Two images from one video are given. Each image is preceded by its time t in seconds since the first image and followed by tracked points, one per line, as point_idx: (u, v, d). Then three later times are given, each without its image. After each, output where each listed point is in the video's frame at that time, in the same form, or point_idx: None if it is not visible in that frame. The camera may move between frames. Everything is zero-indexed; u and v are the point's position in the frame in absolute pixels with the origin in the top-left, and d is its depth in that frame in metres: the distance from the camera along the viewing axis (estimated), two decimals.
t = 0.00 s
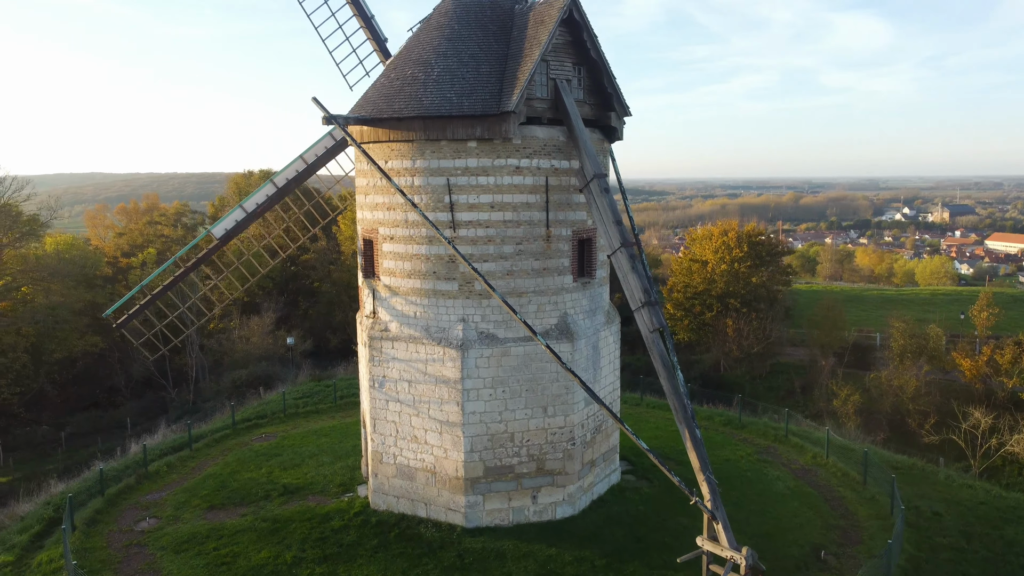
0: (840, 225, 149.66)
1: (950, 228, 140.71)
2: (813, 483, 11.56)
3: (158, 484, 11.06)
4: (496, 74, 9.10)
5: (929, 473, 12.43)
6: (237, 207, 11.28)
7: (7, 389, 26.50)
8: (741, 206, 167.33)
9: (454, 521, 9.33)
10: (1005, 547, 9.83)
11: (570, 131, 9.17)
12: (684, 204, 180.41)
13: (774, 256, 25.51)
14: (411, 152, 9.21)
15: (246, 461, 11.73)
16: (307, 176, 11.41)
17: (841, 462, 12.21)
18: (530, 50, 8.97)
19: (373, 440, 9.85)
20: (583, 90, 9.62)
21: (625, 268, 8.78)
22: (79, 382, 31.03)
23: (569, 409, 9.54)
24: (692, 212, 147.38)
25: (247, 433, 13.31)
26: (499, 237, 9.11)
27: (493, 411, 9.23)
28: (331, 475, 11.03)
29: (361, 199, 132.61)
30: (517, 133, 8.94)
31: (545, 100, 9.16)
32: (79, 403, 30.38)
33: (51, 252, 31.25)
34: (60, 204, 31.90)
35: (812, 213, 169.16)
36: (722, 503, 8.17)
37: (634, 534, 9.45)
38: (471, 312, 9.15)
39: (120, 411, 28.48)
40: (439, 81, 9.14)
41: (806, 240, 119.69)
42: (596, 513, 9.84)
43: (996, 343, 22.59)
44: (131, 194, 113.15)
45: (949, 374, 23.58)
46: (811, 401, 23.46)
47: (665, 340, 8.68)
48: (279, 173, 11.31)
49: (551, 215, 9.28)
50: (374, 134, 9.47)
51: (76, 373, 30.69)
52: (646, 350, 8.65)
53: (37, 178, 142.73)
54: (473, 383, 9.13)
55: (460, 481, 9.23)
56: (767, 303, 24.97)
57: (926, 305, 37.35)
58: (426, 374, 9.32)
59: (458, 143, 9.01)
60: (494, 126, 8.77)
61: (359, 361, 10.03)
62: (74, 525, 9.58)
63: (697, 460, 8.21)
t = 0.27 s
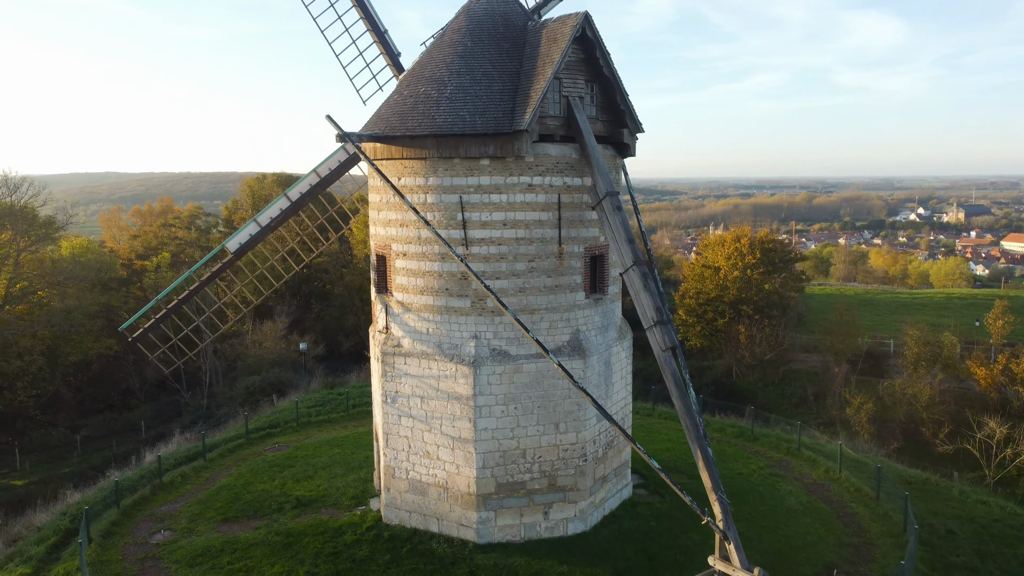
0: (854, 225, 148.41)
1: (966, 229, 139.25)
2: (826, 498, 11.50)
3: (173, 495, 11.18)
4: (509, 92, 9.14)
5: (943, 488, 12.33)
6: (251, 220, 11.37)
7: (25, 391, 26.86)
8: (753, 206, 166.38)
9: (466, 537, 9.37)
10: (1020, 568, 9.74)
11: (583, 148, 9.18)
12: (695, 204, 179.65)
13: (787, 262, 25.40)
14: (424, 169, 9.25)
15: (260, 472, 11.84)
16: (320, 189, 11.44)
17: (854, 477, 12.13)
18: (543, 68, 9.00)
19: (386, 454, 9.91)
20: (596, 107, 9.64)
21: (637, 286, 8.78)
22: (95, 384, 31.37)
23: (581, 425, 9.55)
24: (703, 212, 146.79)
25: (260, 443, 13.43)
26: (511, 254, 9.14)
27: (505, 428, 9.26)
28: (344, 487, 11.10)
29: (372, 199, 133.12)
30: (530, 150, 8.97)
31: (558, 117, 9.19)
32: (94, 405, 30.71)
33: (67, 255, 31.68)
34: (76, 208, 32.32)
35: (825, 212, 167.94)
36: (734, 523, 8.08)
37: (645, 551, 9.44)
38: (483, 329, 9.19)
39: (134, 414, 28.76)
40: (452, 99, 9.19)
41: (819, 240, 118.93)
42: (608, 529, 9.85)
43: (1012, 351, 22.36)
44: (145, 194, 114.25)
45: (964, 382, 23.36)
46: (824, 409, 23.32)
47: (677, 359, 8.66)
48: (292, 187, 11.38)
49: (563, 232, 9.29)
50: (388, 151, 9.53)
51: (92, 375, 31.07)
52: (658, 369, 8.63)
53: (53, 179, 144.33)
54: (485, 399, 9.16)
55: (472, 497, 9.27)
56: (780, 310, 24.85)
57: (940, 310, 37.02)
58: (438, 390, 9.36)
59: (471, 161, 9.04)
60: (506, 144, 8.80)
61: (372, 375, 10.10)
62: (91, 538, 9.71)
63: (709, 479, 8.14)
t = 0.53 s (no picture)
0: (863, 225, 147.52)
1: (977, 229, 138.10)
2: (834, 513, 11.46)
3: (183, 506, 11.28)
4: (518, 109, 9.17)
5: (953, 503, 12.27)
6: (262, 234, 11.44)
7: (37, 395, 27.12)
8: (762, 206, 165.68)
9: (474, 552, 9.40)
10: None
11: (591, 165, 9.19)
12: (703, 203, 179.11)
13: (796, 269, 25.35)
14: (433, 186, 9.28)
15: (270, 483, 11.92)
16: (330, 203, 11.49)
17: (863, 491, 12.08)
18: (552, 85, 9.01)
19: (394, 469, 9.97)
20: (605, 124, 9.65)
21: (646, 304, 8.78)
22: (106, 387, 31.58)
23: (589, 441, 9.57)
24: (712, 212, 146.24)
25: (270, 453, 13.52)
26: (520, 271, 9.16)
27: (514, 445, 9.29)
28: (353, 500, 11.16)
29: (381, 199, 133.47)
30: (539, 168, 8.99)
31: (567, 135, 9.21)
32: (105, 408, 30.90)
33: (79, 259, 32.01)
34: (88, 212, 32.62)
35: (834, 213, 166.95)
36: (743, 544, 8.07)
37: (653, 567, 9.46)
38: (492, 345, 9.21)
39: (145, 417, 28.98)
40: (461, 117, 9.22)
41: (828, 241, 118.20)
42: (616, 545, 9.87)
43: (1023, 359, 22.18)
44: (156, 194, 115.03)
45: (974, 390, 23.18)
46: (833, 417, 23.21)
47: (686, 377, 8.66)
48: (303, 201, 11.46)
49: (572, 249, 9.32)
50: (397, 168, 9.57)
51: (103, 378, 31.31)
52: (666, 387, 8.64)
53: (64, 180, 145.39)
54: (494, 416, 9.19)
55: (481, 513, 9.31)
56: (790, 316, 24.75)
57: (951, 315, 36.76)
58: (447, 406, 9.40)
59: (480, 178, 9.06)
60: (515, 162, 8.83)
61: (381, 390, 10.16)
62: (102, 551, 9.81)
63: (718, 498, 8.11)
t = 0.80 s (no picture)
0: (870, 226, 146.95)
1: (985, 230, 137.33)
2: (840, 526, 11.44)
3: (190, 516, 11.35)
4: (524, 124, 9.18)
5: (959, 516, 12.23)
6: (268, 246, 11.47)
7: (45, 398, 27.30)
8: (768, 206, 165.22)
9: (480, 565, 9.42)
10: None
11: (597, 179, 9.20)
12: (709, 203, 178.82)
13: (802, 274, 25.34)
14: (439, 201, 9.31)
15: (276, 493, 11.97)
16: (336, 215, 11.52)
17: (869, 503, 12.05)
18: (558, 100, 9.03)
19: (400, 481, 10.01)
20: (610, 138, 9.67)
21: (652, 319, 8.79)
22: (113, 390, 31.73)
23: (594, 455, 9.58)
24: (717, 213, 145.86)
25: (277, 462, 13.57)
26: (526, 285, 9.17)
27: (519, 459, 9.31)
28: (359, 511, 11.20)
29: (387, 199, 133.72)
30: (545, 184, 9.01)
31: (573, 149, 9.24)
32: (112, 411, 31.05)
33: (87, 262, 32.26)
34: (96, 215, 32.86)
35: (841, 214, 166.31)
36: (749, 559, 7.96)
37: None
38: (498, 360, 9.23)
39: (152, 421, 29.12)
40: (468, 131, 9.24)
41: (834, 242, 117.73)
42: (622, 558, 9.87)
43: None
44: (163, 194, 115.53)
45: (981, 397, 23.06)
46: (839, 423, 23.14)
47: (692, 392, 8.66)
48: (309, 212, 11.50)
49: (578, 263, 9.33)
50: (403, 182, 9.59)
51: (110, 381, 31.48)
52: (672, 403, 8.64)
53: (72, 180, 146.14)
54: (500, 430, 9.21)
55: (487, 526, 9.32)
56: (796, 322, 24.72)
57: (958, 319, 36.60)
58: (453, 420, 9.42)
59: (486, 194, 9.09)
60: (522, 177, 8.85)
61: (387, 403, 10.18)
62: (110, 562, 9.88)
63: (723, 514, 8.02)
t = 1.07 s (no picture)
0: (878, 226, 146.14)
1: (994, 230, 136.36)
2: (848, 540, 11.41)
3: (199, 528, 11.43)
4: (532, 142, 9.20)
5: (968, 531, 12.19)
6: (277, 260, 11.49)
7: (55, 401, 27.52)
8: (776, 206, 164.56)
9: None
10: None
11: (605, 197, 9.22)
12: (716, 203, 178.42)
13: (810, 281, 25.27)
14: (447, 218, 9.34)
15: (285, 504, 12.05)
16: (345, 228, 11.54)
17: (878, 517, 12.01)
18: (566, 118, 9.04)
19: (408, 496, 10.05)
20: (618, 154, 9.69)
21: (659, 337, 8.80)
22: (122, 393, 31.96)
23: (602, 471, 9.59)
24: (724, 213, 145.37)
25: (285, 472, 13.64)
26: (533, 302, 9.19)
27: (527, 475, 9.33)
28: (367, 523, 11.26)
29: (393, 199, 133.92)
30: (553, 201, 9.03)
31: (581, 166, 9.26)
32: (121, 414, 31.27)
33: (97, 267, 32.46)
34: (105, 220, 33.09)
35: (848, 214, 165.50)
36: None
37: None
38: (505, 376, 9.26)
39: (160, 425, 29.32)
40: (476, 149, 9.26)
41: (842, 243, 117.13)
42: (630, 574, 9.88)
43: None
44: (171, 194, 116.12)
45: (990, 405, 22.93)
46: (847, 431, 23.06)
47: (700, 411, 8.66)
48: (318, 226, 11.54)
49: (586, 281, 9.34)
50: (411, 199, 9.63)
51: (119, 384, 31.69)
52: (680, 421, 8.64)
53: (81, 181, 147.09)
54: (507, 447, 9.23)
55: (494, 542, 9.35)
56: (804, 328, 24.64)
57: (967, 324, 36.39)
58: (460, 436, 9.45)
59: (494, 211, 9.11)
60: (529, 196, 8.88)
61: (395, 417, 10.23)
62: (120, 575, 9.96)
63: (730, 532, 7.94)
